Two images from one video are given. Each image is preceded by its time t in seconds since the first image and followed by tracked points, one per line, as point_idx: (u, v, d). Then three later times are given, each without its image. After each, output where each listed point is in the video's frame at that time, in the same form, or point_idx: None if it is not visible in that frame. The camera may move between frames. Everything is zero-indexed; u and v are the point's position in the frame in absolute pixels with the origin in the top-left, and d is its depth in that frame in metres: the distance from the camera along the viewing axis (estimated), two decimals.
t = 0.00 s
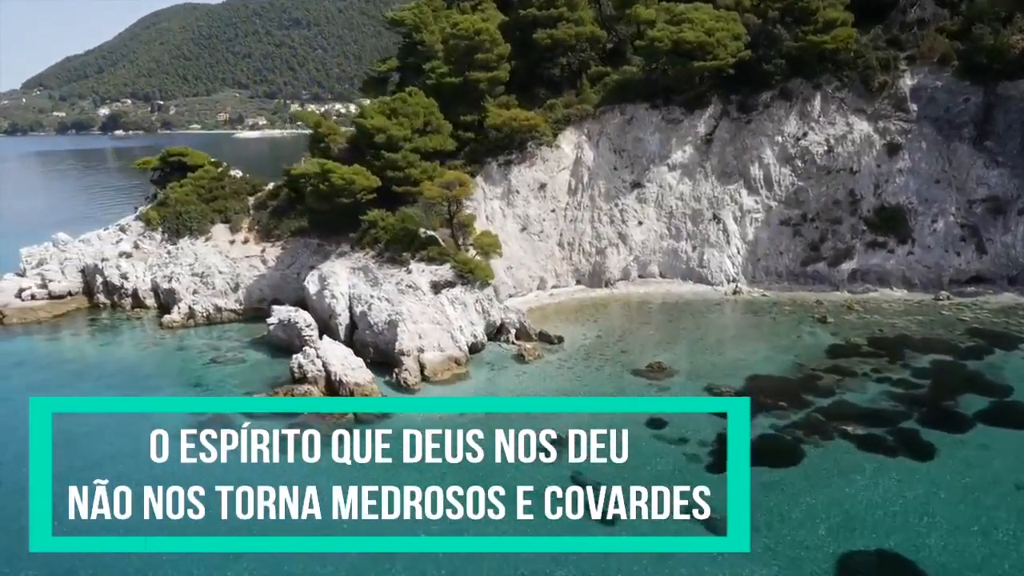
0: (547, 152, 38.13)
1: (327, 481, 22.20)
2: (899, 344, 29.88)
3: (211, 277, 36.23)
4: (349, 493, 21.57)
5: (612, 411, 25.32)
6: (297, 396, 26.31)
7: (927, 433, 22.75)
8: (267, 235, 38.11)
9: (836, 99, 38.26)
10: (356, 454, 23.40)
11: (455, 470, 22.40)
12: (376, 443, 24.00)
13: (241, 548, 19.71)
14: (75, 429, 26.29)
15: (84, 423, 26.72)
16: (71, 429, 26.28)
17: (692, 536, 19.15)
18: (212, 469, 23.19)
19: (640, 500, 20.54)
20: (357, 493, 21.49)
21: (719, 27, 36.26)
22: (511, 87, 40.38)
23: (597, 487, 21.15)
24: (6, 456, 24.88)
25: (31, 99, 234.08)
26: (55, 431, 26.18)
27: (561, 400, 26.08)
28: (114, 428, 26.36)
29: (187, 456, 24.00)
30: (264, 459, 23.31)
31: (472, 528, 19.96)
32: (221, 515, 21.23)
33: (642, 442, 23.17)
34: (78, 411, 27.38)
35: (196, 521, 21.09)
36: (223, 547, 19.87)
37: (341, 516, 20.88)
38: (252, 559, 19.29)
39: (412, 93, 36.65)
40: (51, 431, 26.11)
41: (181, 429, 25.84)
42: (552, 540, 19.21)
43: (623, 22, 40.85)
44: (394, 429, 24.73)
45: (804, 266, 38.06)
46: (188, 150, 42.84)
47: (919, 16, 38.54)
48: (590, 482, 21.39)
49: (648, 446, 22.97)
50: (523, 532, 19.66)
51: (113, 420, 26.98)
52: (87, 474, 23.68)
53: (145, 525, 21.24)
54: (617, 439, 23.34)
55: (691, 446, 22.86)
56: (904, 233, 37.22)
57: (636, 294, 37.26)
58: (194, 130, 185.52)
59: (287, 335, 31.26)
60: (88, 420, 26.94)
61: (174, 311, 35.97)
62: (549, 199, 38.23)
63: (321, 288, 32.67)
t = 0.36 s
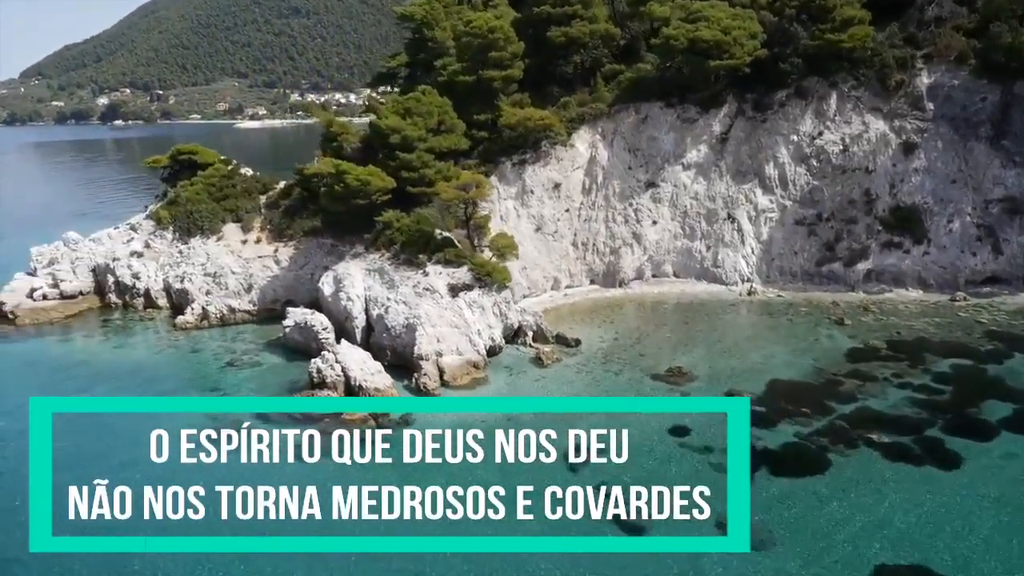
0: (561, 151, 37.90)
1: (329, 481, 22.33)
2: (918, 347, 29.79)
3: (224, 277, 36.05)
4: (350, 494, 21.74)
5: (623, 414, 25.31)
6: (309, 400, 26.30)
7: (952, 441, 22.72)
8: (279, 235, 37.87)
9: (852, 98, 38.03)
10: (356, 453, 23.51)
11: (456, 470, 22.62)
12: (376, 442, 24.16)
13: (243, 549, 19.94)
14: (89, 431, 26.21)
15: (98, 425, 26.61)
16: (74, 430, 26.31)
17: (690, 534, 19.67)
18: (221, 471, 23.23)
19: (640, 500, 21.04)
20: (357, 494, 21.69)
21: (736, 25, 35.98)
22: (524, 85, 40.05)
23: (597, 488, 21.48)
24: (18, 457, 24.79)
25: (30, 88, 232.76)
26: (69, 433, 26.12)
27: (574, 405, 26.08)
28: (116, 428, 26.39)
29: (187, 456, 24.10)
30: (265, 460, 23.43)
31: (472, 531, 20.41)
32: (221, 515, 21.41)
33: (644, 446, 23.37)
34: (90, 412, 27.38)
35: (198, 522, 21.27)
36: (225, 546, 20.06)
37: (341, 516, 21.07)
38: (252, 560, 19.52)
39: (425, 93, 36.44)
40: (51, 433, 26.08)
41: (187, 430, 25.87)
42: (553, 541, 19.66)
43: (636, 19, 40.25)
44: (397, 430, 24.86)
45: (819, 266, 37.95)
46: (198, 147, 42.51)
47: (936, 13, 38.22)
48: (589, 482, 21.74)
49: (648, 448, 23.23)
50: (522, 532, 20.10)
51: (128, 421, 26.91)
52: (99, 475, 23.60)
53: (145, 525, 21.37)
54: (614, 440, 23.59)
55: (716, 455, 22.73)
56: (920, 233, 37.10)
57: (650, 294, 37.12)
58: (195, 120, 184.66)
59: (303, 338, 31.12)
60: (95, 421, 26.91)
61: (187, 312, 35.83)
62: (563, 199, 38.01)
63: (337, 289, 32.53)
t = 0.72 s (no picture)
0: (574, 152, 37.67)
1: (331, 482, 22.35)
2: (937, 352, 29.71)
3: (236, 279, 35.89)
4: (349, 493, 21.74)
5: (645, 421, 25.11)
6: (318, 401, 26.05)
7: (977, 451, 22.66)
8: (292, 236, 37.67)
9: (868, 97, 37.80)
10: (356, 454, 23.39)
11: (458, 471, 22.67)
12: (377, 444, 23.88)
13: (244, 549, 20.06)
14: (102, 434, 26.08)
15: (112, 428, 26.48)
16: (82, 431, 26.25)
17: (690, 533, 19.93)
18: (233, 475, 23.05)
19: (640, 500, 21.27)
20: (358, 493, 21.71)
21: (752, 25, 35.72)
22: (537, 84, 39.78)
23: (598, 490, 21.60)
24: (31, 457, 24.69)
25: (27, 79, 231.47)
26: (82, 435, 26.01)
27: (587, 409, 26.03)
28: (125, 429, 26.32)
29: (188, 455, 24.19)
30: (266, 460, 23.49)
31: (473, 532, 20.51)
32: (221, 514, 21.49)
33: (655, 450, 23.32)
34: (102, 414, 27.30)
35: (198, 520, 21.35)
36: (225, 546, 20.17)
37: (341, 515, 21.06)
38: (253, 559, 19.64)
39: (439, 93, 36.31)
40: (58, 435, 26.04)
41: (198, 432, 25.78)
42: (552, 542, 19.90)
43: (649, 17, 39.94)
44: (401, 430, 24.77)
45: (833, 267, 37.80)
46: (208, 146, 42.23)
47: (953, 12, 38.02)
48: (590, 483, 21.87)
49: (655, 451, 23.28)
50: (523, 532, 20.31)
51: (142, 424, 26.78)
52: (112, 478, 23.49)
53: (146, 525, 21.44)
54: (614, 442, 23.69)
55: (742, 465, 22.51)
56: (935, 234, 36.94)
57: (663, 296, 36.97)
58: (194, 111, 183.79)
59: (319, 342, 30.99)
60: (106, 422, 26.82)
61: (200, 314, 35.66)
62: (577, 199, 37.81)
63: (351, 292, 32.38)
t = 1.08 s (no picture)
0: (588, 152, 37.44)
1: (350, 497, 22.17)
2: (955, 356, 29.60)
3: (248, 281, 35.71)
4: (368, 510, 21.58)
5: (665, 430, 24.98)
6: (336, 416, 25.79)
7: (1000, 461, 22.59)
8: (304, 237, 37.46)
9: (882, 97, 37.61)
10: (376, 471, 23.22)
11: (477, 484, 22.47)
12: (396, 463, 23.62)
13: (261, 561, 19.84)
14: (121, 445, 25.95)
15: (130, 438, 26.35)
16: (100, 443, 26.11)
17: (708, 537, 19.88)
18: (255, 490, 22.88)
19: (656, 504, 21.25)
20: (378, 509, 21.54)
21: (768, 24, 35.43)
22: (549, 84, 39.52)
23: (617, 502, 21.40)
24: (50, 471, 24.56)
25: (23, 68, 229.98)
26: (100, 447, 25.87)
27: (605, 418, 25.87)
28: (143, 441, 26.16)
29: (206, 470, 24.08)
30: (285, 476, 23.36)
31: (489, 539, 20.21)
32: (237, 527, 21.28)
33: (675, 461, 23.17)
34: (120, 426, 27.17)
35: (214, 530, 21.21)
36: (242, 559, 19.98)
37: (356, 525, 20.97)
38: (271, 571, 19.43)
39: (452, 94, 36.09)
40: (75, 447, 25.92)
41: (216, 443, 25.62)
42: (571, 551, 19.65)
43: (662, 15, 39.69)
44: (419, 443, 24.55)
45: (847, 268, 37.65)
46: (216, 145, 41.92)
47: (969, 12, 37.80)
48: (609, 494, 21.68)
49: (677, 461, 23.16)
50: (539, 538, 20.17)
51: (161, 433, 26.58)
52: (131, 490, 23.34)
53: (160, 534, 21.22)
54: (632, 455, 23.54)
55: (763, 474, 22.42)
56: (949, 235, 36.78)
57: (676, 297, 36.80)
58: (192, 101, 182.75)
59: (334, 346, 30.85)
60: (124, 433, 26.68)
61: (212, 316, 35.50)
62: (590, 200, 37.61)
63: (365, 295, 32.26)
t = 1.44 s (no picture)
0: (599, 152, 37.23)
1: (373, 509, 22.03)
2: (970, 361, 29.51)
3: (258, 283, 35.50)
4: (395, 521, 21.46)
5: (684, 438, 24.91)
6: (353, 423, 25.61)
7: (1022, 470, 22.54)
8: (314, 238, 37.23)
9: (895, 97, 37.41)
10: (397, 481, 23.10)
11: (500, 496, 22.33)
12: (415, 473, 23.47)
13: None
14: (136, 454, 25.76)
15: (145, 447, 26.16)
16: (116, 452, 25.92)
17: (732, 550, 19.86)
18: (275, 502, 22.68)
19: (678, 515, 21.21)
20: (402, 523, 21.38)
21: (782, 24, 35.19)
22: (560, 83, 39.26)
23: (640, 514, 21.27)
24: (65, 481, 24.36)
25: (18, 58, 228.22)
26: (115, 456, 25.67)
27: (623, 426, 25.76)
28: (158, 450, 25.96)
29: (224, 480, 23.93)
30: (303, 486, 23.24)
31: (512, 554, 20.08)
32: (257, 541, 21.11)
33: (697, 471, 23.08)
34: (133, 434, 26.95)
35: (234, 543, 21.08)
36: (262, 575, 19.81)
37: (378, 537, 20.87)
38: None
39: (463, 94, 35.90)
40: (91, 455, 25.75)
41: (233, 453, 25.42)
42: (595, 565, 19.53)
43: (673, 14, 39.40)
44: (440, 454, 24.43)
45: (858, 269, 37.51)
46: (224, 145, 41.59)
47: (984, 11, 37.61)
48: (632, 507, 21.56)
49: (698, 471, 23.11)
50: (563, 551, 20.08)
51: (178, 442, 26.36)
52: (148, 500, 23.20)
53: (178, 548, 21.02)
54: (652, 465, 23.45)
55: (784, 484, 22.39)
56: (962, 236, 36.63)
57: (688, 299, 36.64)
58: (189, 92, 181.45)
59: (347, 350, 30.66)
60: (139, 441, 26.49)
61: (221, 318, 35.27)
62: (602, 201, 37.38)
63: (378, 299, 32.07)
